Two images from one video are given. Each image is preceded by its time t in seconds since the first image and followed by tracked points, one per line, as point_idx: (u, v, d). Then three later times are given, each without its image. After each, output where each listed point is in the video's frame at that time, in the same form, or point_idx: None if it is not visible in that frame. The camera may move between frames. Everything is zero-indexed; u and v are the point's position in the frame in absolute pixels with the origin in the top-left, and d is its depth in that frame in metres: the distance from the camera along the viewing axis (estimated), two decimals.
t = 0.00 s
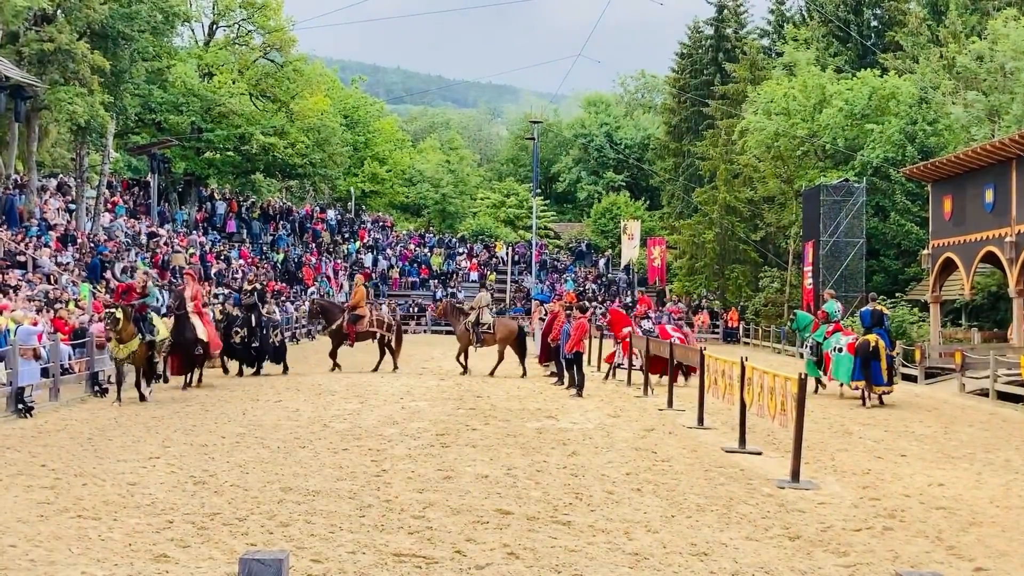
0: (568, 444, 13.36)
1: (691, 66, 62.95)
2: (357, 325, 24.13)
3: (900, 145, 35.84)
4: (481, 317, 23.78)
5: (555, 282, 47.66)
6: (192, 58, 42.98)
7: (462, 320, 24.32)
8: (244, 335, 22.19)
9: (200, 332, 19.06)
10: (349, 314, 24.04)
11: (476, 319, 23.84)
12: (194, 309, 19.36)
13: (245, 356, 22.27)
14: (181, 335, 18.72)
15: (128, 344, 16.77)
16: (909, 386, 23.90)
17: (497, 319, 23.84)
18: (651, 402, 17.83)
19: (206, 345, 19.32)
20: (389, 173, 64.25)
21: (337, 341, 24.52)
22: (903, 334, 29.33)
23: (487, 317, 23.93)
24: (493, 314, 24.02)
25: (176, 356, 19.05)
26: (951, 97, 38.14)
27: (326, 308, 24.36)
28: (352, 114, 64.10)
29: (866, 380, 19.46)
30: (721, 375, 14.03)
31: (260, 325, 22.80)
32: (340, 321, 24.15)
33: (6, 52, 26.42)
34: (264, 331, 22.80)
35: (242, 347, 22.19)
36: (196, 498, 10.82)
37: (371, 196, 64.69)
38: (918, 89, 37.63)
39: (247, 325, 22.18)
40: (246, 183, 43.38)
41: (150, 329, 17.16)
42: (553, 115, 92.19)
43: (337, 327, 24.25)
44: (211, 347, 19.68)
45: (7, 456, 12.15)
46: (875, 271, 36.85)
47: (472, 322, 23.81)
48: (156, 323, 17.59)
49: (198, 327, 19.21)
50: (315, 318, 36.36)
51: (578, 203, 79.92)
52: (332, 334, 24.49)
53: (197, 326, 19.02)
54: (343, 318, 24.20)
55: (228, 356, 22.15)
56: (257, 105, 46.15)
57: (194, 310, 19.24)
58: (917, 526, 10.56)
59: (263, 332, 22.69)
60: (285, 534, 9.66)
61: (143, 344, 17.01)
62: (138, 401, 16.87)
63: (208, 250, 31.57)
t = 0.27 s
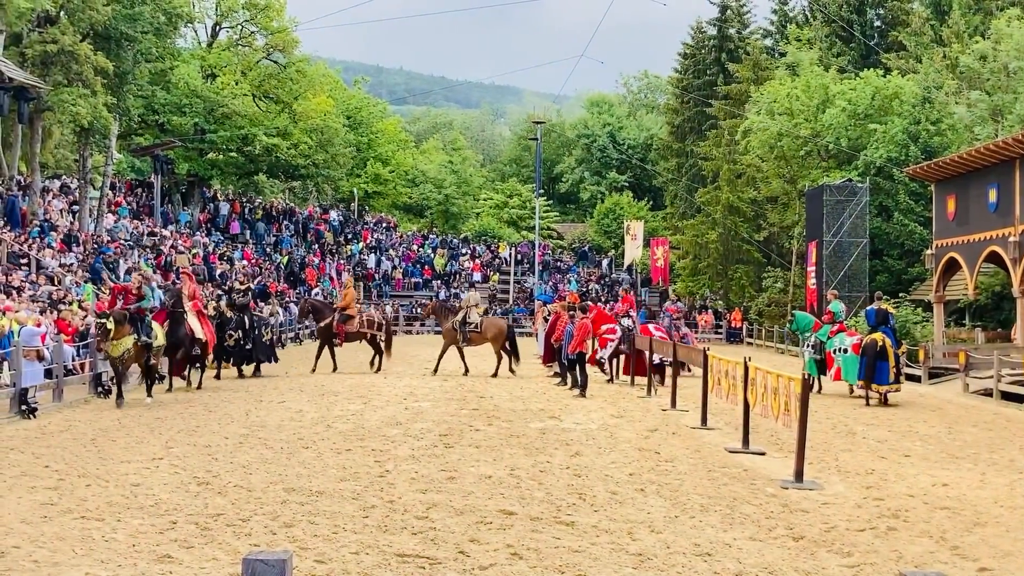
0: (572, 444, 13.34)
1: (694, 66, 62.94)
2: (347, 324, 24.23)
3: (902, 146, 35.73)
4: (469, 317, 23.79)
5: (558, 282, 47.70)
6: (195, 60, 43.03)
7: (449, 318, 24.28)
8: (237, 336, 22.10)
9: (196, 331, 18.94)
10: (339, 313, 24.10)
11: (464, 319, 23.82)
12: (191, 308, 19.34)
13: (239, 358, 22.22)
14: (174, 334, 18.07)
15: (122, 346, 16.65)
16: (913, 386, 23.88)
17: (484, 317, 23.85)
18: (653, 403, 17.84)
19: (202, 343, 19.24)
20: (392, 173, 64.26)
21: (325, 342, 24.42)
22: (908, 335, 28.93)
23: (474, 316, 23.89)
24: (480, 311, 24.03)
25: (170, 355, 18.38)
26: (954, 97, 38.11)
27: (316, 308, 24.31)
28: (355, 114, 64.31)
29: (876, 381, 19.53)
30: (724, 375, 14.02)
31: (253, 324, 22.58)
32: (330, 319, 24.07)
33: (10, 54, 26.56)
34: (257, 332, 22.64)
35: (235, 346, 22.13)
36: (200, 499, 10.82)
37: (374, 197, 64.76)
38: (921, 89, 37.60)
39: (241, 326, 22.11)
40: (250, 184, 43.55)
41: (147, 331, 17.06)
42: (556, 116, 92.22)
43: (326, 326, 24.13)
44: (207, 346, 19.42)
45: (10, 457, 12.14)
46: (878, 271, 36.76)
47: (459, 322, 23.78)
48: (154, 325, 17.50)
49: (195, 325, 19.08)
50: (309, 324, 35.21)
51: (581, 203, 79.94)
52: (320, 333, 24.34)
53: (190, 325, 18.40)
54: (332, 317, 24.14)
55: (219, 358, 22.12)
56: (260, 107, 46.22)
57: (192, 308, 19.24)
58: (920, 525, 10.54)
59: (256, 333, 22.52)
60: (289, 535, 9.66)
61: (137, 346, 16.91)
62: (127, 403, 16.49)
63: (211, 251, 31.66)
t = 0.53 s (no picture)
0: (576, 445, 13.35)
1: (699, 66, 62.95)
2: (340, 325, 24.15)
3: (906, 145, 35.69)
4: (459, 317, 24.01)
5: (563, 283, 47.73)
6: (201, 61, 43.13)
7: (441, 318, 24.58)
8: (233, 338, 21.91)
9: (195, 332, 18.49)
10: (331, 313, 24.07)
11: (455, 319, 24.03)
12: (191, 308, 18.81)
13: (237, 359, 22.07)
14: (175, 334, 18.17)
15: (120, 346, 16.61)
16: (918, 387, 23.88)
17: (474, 318, 24.05)
18: (658, 403, 17.87)
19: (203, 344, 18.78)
20: (397, 174, 64.30)
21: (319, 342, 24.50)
22: (912, 334, 28.97)
23: (465, 317, 24.08)
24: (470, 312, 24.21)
25: (170, 356, 18.45)
26: (959, 96, 38.07)
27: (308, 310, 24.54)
28: (360, 115, 64.33)
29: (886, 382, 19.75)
30: (729, 375, 14.03)
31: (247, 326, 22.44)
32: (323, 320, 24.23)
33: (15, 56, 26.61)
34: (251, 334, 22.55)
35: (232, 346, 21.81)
36: (206, 499, 10.83)
37: (379, 198, 64.86)
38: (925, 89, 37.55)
39: (237, 328, 21.87)
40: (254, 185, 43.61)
41: (145, 333, 16.97)
42: (561, 117, 92.24)
43: (320, 327, 24.28)
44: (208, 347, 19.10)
45: (16, 458, 12.17)
46: (883, 271, 36.75)
47: (450, 321, 23.99)
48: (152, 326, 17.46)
49: (194, 325, 18.58)
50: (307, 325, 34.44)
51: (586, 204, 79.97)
52: (313, 334, 24.38)
53: (192, 325, 18.45)
54: (326, 317, 24.25)
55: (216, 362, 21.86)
56: (265, 109, 46.31)
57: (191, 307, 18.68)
58: (926, 525, 10.54)
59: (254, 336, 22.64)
60: (295, 535, 9.67)
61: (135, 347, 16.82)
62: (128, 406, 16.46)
63: (216, 252, 31.69)
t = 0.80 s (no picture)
0: (583, 446, 13.35)
1: (705, 67, 62.96)
2: (334, 326, 24.11)
3: (913, 145, 35.64)
4: (451, 317, 24.17)
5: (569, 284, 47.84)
6: (207, 62, 43.28)
7: (433, 319, 24.55)
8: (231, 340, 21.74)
9: (198, 337, 18.33)
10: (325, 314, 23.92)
11: (448, 319, 24.19)
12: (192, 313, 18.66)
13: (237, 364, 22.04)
14: (179, 339, 17.90)
15: (121, 348, 16.13)
16: (925, 387, 23.88)
17: (467, 318, 24.31)
18: (665, 403, 17.87)
19: (205, 348, 18.69)
20: (403, 175, 64.33)
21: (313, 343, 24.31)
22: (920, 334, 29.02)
23: (457, 317, 24.31)
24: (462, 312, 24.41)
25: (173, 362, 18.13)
26: (966, 96, 38.00)
27: (299, 311, 24.09)
28: (367, 116, 63.81)
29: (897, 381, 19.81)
30: (736, 376, 14.03)
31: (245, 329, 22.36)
32: (318, 322, 23.95)
33: (23, 58, 26.80)
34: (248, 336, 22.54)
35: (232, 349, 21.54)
36: (213, 500, 10.84)
37: (386, 198, 65.10)
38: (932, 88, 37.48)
39: (235, 330, 21.74)
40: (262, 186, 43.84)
41: (145, 334, 16.46)
42: (567, 117, 92.34)
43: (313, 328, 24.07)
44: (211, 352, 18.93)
45: (24, 459, 12.20)
46: (889, 271, 36.89)
47: (443, 321, 24.15)
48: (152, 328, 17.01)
49: (196, 330, 18.46)
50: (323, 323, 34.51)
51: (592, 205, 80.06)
52: (307, 337, 24.16)
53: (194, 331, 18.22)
54: (320, 318, 24.04)
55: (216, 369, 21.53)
56: (272, 110, 46.45)
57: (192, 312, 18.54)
58: (932, 526, 10.54)
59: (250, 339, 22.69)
60: (302, 536, 9.69)
61: (136, 349, 16.36)
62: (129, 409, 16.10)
63: (222, 254, 31.72)
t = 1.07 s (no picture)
0: (589, 446, 13.35)
1: (711, 66, 62.92)
2: (328, 326, 24.01)
3: (919, 144, 35.47)
4: (443, 318, 24.24)
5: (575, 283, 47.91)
6: (213, 63, 43.44)
7: (424, 320, 24.65)
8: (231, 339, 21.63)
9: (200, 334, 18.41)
10: (319, 314, 23.80)
11: (439, 320, 24.27)
12: (193, 311, 18.87)
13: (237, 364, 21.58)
14: (179, 338, 17.69)
15: (119, 349, 15.81)
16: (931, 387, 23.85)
17: (458, 319, 24.48)
18: (671, 403, 17.86)
19: (207, 346, 18.73)
20: (409, 175, 64.37)
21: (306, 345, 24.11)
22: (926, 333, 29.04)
23: (449, 317, 24.39)
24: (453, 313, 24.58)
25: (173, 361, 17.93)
26: (972, 95, 37.91)
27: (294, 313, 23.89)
28: (372, 116, 63.99)
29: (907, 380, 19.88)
30: (742, 375, 14.03)
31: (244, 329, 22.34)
32: (312, 322, 23.79)
33: (28, 58, 26.53)
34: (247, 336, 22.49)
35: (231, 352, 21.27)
36: (220, 501, 10.86)
37: (392, 199, 65.24)
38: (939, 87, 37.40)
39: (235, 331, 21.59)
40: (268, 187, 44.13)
41: (143, 335, 16.17)
42: (573, 117, 92.39)
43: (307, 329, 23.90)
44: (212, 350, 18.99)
45: (31, 460, 12.24)
46: (895, 270, 36.86)
47: (435, 322, 24.20)
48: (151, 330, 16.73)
49: (197, 328, 18.54)
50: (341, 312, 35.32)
51: (598, 204, 80.08)
52: (301, 337, 23.97)
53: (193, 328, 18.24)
54: (314, 319, 23.89)
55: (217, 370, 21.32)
56: (277, 111, 46.57)
57: (193, 308, 18.73)
58: (939, 525, 10.53)
59: (247, 338, 22.43)
60: (308, 536, 9.70)
61: (135, 352, 16.04)
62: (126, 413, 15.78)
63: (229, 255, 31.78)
